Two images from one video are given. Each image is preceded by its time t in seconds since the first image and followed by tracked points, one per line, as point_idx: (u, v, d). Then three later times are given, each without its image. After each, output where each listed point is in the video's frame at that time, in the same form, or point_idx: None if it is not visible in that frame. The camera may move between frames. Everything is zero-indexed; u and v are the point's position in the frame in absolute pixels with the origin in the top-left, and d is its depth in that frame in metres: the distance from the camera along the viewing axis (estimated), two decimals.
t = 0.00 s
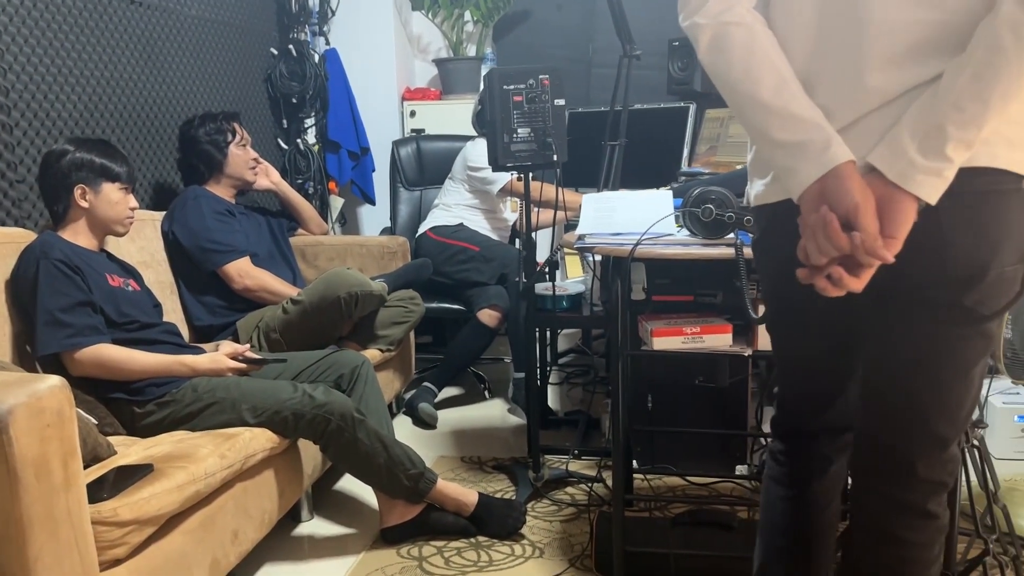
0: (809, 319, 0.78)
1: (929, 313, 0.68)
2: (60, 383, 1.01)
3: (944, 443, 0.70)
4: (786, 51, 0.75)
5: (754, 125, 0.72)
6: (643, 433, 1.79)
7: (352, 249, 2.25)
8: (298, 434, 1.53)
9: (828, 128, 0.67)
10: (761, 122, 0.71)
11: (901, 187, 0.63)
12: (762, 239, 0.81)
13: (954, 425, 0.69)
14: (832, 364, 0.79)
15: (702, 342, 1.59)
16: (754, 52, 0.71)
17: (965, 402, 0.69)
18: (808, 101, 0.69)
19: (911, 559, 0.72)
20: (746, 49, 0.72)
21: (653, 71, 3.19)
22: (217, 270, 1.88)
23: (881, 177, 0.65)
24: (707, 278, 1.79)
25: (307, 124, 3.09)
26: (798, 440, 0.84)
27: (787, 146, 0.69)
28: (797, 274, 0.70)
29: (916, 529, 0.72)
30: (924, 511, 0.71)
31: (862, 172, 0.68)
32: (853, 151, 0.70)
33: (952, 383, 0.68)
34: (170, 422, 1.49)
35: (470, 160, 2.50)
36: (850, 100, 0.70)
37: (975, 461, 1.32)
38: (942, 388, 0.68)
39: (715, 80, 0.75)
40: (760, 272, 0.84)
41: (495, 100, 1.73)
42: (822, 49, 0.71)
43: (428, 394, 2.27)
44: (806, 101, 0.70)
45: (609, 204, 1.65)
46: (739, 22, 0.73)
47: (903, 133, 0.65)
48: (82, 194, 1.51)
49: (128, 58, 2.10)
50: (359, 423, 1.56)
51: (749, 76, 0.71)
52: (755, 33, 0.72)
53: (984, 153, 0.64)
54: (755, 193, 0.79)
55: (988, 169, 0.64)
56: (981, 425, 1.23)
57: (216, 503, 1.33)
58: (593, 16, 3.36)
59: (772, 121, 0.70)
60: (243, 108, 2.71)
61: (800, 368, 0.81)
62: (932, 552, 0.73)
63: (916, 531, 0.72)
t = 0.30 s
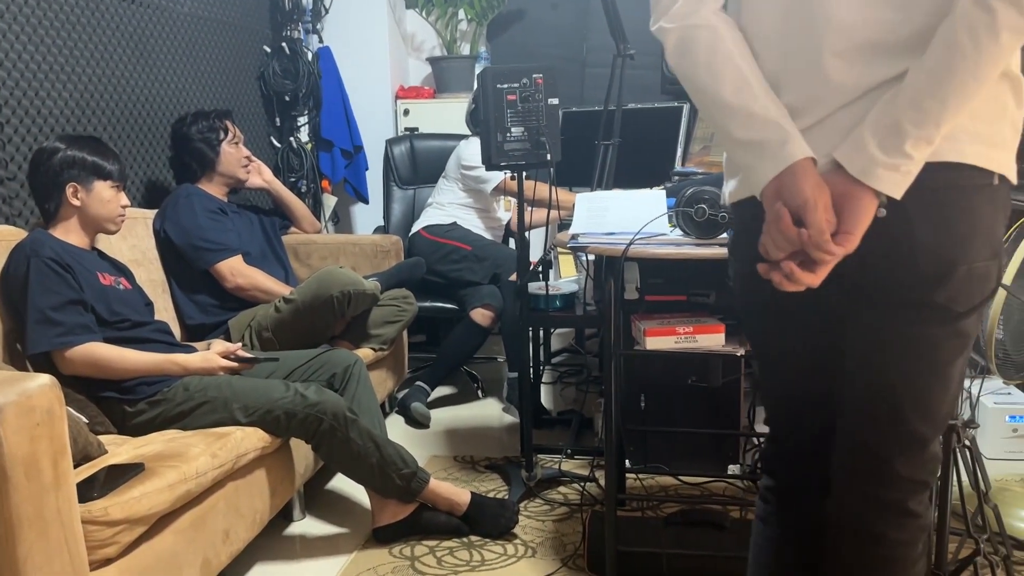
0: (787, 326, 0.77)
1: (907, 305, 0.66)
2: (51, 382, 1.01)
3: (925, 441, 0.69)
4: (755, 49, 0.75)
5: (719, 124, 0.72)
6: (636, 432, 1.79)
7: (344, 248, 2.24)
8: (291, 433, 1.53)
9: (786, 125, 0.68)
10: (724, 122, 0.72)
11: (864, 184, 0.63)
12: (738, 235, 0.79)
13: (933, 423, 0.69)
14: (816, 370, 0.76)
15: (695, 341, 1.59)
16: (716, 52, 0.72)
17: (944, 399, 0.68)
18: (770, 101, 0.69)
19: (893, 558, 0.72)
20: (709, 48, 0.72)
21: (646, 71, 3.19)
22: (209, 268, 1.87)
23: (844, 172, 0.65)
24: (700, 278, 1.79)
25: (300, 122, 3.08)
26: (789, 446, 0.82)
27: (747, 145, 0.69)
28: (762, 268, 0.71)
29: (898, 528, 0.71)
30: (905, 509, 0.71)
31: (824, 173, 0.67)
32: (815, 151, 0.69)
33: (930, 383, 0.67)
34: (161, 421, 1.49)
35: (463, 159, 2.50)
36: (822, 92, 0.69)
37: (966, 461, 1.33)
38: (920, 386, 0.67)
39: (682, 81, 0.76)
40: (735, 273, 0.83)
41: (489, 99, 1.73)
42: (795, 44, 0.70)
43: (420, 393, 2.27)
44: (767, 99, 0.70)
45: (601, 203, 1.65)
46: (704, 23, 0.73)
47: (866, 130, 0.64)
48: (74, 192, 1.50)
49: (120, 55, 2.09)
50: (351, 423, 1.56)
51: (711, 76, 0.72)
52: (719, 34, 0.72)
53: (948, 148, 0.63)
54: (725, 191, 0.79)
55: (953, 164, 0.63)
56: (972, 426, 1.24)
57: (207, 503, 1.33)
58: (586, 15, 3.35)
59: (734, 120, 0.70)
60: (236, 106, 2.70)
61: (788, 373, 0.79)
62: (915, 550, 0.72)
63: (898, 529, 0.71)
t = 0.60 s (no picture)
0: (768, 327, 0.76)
1: (890, 301, 0.66)
2: (48, 378, 1.00)
3: (910, 439, 0.69)
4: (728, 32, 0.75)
5: (695, 105, 0.73)
6: (633, 430, 1.79)
7: (342, 245, 2.24)
8: (288, 430, 1.52)
9: (764, 104, 0.68)
10: (701, 102, 0.72)
11: (840, 164, 0.63)
12: (716, 219, 0.80)
13: (912, 415, 0.69)
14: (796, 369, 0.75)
15: (692, 338, 1.59)
16: (694, 34, 0.72)
17: (922, 392, 0.69)
18: (748, 80, 0.70)
19: (880, 552, 0.72)
20: (687, 31, 0.72)
21: (644, 69, 3.19)
22: (206, 264, 1.87)
23: (819, 154, 0.65)
24: (697, 275, 1.79)
25: (298, 120, 3.08)
26: (766, 456, 0.79)
27: (726, 125, 0.70)
28: (743, 249, 0.72)
29: (882, 522, 0.71)
30: (889, 504, 0.71)
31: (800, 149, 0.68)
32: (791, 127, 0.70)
33: (913, 377, 0.68)
34: (158, 418, 1.48)
35: (461, 156, 2.50)
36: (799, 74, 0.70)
37: (963, 459, 1.33)
38: (903, 383, 0.68)
39: (660, 64, 0.76)
40: (712, 272, 0.82)
41: (487, 96, 1.73)
42: (773, 29, 0.71)
43: (418, 390, 2.27)
44: (746, 79, 0.70)
45: (600, 201, 1.65)
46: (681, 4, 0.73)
47: (839, 112, 0.64)
48: (71, 188, 1.50)
49: (117, 51, 2.09)
50: (348, 420, 1.56)
51: (689, 58, 0.72)
52: (696, 17, 0.72)
53: (921, 132, 0.64)
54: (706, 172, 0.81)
55: (925, 149, 0.64)
56: (970, 423, 1.24)
57: (204, 500, 1.33)
58: (584, 12, 3.35)
59: (713, 101, 0.71)
60: (233, 102, 2.69)
61: (767, 374, 0.77)
62: (903, 544, 0.72)
63: (883, 524, 0.71)
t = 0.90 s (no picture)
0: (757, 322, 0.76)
1: (877, 308, 0.67)
2: (48, 376, 1.01)
3: (898, 440, 0.70)
4: (709, 31, 0.78)
5: (668, 103, 0.75)
6: (632, 429, 1.80)
7: (341, 244, 2.24)
8: (288, 429, 1.52)
9: (728, 96, 0.69)
10: (673, 100, 0.74)
11: (803, 155, 0.63)
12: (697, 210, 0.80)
13: (897, 416, 0.69)
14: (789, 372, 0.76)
15: (692, 338, 1.60)
16: (671, 38, 0.76)
17: (909, 393, 0.69)
18: (718, 78, 0.71)
19: (872, 550, 0.72)
20: (664, 36, 0.76)
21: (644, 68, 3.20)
22: (206, 263, 1.87)
23: (785, 146, 0.65)
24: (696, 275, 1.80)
25: (297, 118, 3.08)
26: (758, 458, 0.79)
27: (693, 119, 0.71)
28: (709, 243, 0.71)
29: (874, 519, 0.71)
30: (879, 502, 0.71)
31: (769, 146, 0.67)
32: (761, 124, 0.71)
33: (899, 379, 0.68)
34: (158, 416, 1.49)
35: (461, 155, 2.50)
36: (763, 66, 0.71)
37: (962, 458, 1.34)
38: (892, 387, 0.68)
39: (639, 67, 0.80)
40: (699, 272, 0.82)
41: (486, 95, 1.73)
42: (750, 26, 0.72)
43: (417, 389, 2.27)
44: (714, 75, 0.72)
45: (599, 200, 1.65)
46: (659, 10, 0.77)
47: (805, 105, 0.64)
48: (76, 189, 1.50)
49: (117, 49, 2.09)
50: (348, 418, 1.56)
51: (662, 58, 0.75)
52: (670, 21, 0.77)
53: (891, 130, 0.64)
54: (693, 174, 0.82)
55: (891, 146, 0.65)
56: (969, 422, 1.24)
57: (204, 498, 1.33)
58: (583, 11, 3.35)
59: (683, 98, 0.73)
60: (233, 101, 2.69)
61: (761, 376, 0.77)
62: (896, 541, 0.73)
63: (875, 522, 0.71)
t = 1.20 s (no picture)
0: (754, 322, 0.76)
1: (878, 311, 0.66)
2: (55, 375, 1.01)
3: (895, 439, 0.71)
4: (705, 32, 0.78)
5: (661, 104, 0.75)
6: (637, 427, 1.80)
7: (346, 243, 2.24)
8: (293, 427, 1.53)
9: (714, 95, 0.70)
10: (665, 102, 0.74)
11: (784, 154, 0.63)
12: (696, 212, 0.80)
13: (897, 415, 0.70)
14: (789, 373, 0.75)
15: (696, 337, 1.60)
16: (665, 41, 0.76)
17: (909, 392, 0.70)
18: (709, 78, 0.72)
19: (878, 544, 0.73)
20: (658, 40, 0.77)
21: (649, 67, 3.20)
22: (211, 262, 1.87)
23: (768, 143, 0.65)
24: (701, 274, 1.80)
25: (301, 117, 3.08)
26: (763, 461, 0.78)
27: (682, 120, 0.72)
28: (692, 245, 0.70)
29: (879, 513, 0.72)
30: (880, 497, 0.72)
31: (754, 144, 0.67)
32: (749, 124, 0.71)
33: (895, 378, 0.69)
34: (164, 414, 1.49)
35: (465, 153, 2.50)
36: (757, 66, 0.71)
37: (966, 457, 1.33)
38: (890, 387, 0.69)
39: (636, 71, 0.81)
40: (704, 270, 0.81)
41: (491, 93, 1.72)
42: (744, 24, 0.72)
43: (421, 387, 2.27)
44: (703, 74, 0.72)
45: (604, 199, 1.65)
46: (654, 16, 0.79)
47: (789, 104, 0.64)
48: (95, 196, 1.51)
49: (122, 48, 2.09)
50: (353, 416, 1.57)
51: (655, 61, 0.76)
52: (663, 25, 0.77)
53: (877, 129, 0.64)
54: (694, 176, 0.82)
55: (882, 145, 0.64)
56: (974, 422, 1.23)
57: (210, 496, 1.33)
58: (587, 9, 3.34)
59: (673, 99, 0.73)
60: (238, 100, 2.70)
61: (763, 375, 0.77)
62: (901, 534, 0.73)
63: (880, 516, 0.72)
